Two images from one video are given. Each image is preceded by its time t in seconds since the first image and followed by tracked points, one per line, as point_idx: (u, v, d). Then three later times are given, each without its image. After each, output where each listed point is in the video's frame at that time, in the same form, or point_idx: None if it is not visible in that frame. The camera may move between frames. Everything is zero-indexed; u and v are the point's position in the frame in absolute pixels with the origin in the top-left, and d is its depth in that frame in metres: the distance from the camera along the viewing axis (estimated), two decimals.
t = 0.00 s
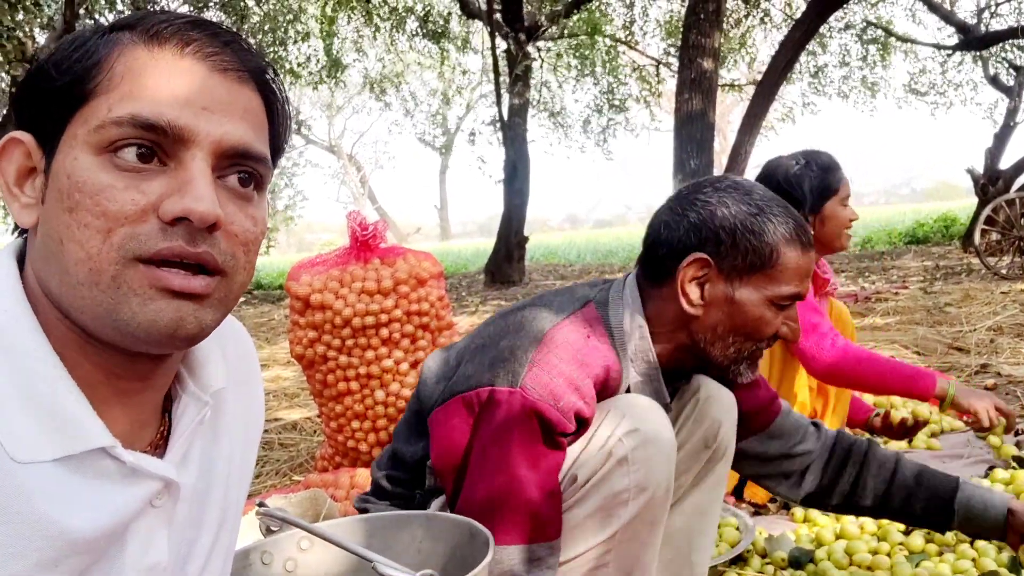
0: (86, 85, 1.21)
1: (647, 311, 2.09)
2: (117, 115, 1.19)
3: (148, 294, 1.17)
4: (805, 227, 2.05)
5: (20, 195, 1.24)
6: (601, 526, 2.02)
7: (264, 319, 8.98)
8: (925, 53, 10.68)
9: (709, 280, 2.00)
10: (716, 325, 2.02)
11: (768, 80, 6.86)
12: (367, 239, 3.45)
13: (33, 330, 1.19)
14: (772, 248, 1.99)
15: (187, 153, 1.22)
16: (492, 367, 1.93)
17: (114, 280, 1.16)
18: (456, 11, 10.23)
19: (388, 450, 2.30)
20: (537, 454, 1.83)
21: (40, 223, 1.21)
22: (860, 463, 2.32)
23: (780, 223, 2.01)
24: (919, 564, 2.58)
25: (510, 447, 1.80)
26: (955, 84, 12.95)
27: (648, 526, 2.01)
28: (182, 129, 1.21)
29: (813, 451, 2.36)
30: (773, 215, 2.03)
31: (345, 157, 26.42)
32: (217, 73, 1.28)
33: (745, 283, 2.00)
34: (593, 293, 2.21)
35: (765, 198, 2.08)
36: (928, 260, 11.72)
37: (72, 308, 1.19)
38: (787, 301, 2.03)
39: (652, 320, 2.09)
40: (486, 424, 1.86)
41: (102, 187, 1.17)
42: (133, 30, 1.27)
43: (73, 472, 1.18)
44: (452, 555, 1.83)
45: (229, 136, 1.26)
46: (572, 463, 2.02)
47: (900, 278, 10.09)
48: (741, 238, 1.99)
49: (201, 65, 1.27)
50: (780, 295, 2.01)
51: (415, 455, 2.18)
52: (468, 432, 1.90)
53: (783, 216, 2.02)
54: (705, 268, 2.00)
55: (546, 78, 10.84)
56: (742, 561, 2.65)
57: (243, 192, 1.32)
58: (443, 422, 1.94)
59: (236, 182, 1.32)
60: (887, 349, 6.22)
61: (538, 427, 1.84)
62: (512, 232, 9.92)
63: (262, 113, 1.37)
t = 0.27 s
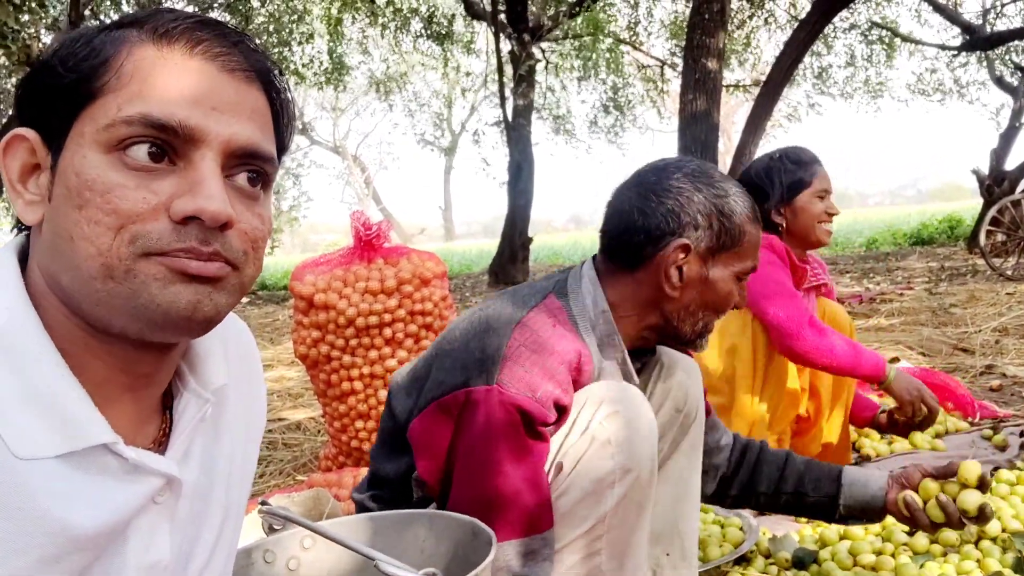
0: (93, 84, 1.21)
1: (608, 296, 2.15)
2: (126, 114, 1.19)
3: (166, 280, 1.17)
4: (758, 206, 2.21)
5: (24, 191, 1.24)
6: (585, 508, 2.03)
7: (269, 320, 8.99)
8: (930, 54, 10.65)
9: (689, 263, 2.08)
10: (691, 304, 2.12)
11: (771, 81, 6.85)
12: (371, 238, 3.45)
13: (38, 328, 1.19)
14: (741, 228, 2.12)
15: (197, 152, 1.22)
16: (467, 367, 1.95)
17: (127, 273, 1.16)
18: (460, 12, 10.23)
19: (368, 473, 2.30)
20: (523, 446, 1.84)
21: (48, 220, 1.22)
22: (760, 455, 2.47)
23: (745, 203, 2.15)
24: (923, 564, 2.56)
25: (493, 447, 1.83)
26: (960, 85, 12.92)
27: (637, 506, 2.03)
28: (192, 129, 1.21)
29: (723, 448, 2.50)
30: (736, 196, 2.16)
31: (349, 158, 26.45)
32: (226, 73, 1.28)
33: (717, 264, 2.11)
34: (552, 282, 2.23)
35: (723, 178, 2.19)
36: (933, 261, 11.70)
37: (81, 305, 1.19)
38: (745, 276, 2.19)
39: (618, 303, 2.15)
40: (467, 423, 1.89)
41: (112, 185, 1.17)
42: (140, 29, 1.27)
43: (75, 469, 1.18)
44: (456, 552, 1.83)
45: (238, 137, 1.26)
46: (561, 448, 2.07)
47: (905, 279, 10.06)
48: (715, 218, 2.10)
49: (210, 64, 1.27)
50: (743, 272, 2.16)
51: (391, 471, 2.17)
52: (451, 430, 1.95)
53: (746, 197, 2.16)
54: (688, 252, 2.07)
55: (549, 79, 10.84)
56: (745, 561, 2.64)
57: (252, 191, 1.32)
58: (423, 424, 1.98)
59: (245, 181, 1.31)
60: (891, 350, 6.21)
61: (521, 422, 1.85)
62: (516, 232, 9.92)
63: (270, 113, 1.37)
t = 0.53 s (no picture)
0: (91, 86, 1.20)
1: (578, 287, 2.24)
2: (126, 117, 1.19)
3: (164, 294, 1.19)
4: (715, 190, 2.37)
5: (21, 194, 1.24)
6: (573, 498, 2.05)
7: (273, 321, 8.99)
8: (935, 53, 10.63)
9: (663, 247, 2.22)
10: (664, 287, 2.26)
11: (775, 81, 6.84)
12: (375, 239, 3.44)
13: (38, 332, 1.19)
14: (706, 210, 2.28)
15: (199, 156, 1.22)
16: (442, 361, 2.02)
17: (129, 283, 1.17)
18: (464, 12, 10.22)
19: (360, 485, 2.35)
20: (501, 429, 1.88)
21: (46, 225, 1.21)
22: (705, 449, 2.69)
23: (706, 187, 2.31)
24: (928, 566, 2.55)
25: (473, 433, 1.88)
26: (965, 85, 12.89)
27: (626, 491, 2.07)
28: (193, 132, 1.21)
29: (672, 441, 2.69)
30: (697, 181, 2.31)
31: (353, 159, 26.48)
32: (226, 75, 1.28)
33: (686, 246, 2.26)
34: (517, 278, 2.29)
35: (683, 165, 2.34)
36: (938, 261, 11.67)
37: (82, 310, 1.19)
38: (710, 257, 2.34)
39: (589, 292, 2.24)
40: (449, 413, 1.95)
41: (113, 190, 1.17)
42: (138, 29, 1.27)
43: (73, 469, 1.18)
44: (457, 554, 1.83)
45: (238, 139, 1.26)
46: (544, 438, 2.11)
47: (909, 280, 10.04)
48: (685, 203, 2.24)
49: (210, 66, 1.27)
50: (708, 253, 2.31)
51: (378, 477, 2.24)
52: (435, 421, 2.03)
53: (706, 182, 2.32)
54: (662, 237, 2.20)
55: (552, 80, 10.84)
56: (748, 563, 2.63)
57: (252, 193, 1.33)
58: (406, 418, 2.05)
59: (245, 183, 1.32)
60: (895, 351, 6.20)
61: (498, 406, 1.91)
62: (520, 233, 9.91)
63: (268, 114, 1.37)
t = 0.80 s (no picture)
0: (98, 88, 1.21)
1: (580, 283, 2.24)
2: (133, 118, 1.20)
3: (171, 299, 1.19)
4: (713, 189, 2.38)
5: (27, 197, 1.24)
6: (581, 497, 2.06)
7: (281, 322, 9.01)
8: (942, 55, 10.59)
9: (664, 243, 2.23)
10: (665, 282, 2.26)
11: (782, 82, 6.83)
12: (382, 240, 3.45)
13: (46, 333, 1.19)
14: (706, 207, 2.29)
15: (205, 156, 1.23)
16: (452, 359, 2.03)
17: (136, 287, 1.18)
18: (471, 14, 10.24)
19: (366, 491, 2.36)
20: (512, 424, 1.88)
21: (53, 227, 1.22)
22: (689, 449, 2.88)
23: (705, 186, 2.32)
24: (936, 569, 2.55)
25: (485, 427, 1.89)
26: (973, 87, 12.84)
27: (636, 491, 2.07)
28: (199, 132, 1.22)
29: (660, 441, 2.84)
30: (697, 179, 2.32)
31: (361, 161, 26.54)
32: (231, 75, 1.29)
33: (687, 243, 2.26)
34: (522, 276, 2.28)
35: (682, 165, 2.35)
36: (947, 264, 11.62)
37: (90, 311, 1.20)
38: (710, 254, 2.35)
39: (592, 289, 2.25)
40: (460, 408, 1.96)
41: (120, 190, 1.18)
42: (144, 31, 1.27)
43: (83, 467, 1.18)
44: (464, 555, 1.83)
45: (244, 139, 1.27)
46: (555, 438, 2.12)
47: (918, 282, 10.00)
48: (687, 200, 2.25)
49: (215, 67, 1.27)
50: (708, 250, 2.32)
51: (385, 481, 2.26)
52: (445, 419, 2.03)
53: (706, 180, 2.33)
54: (663, 233, 2.21)
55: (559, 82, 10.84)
56: (756, 565, 2.63)
57: (258, 192, 1.33)
58: (418, 416, 2.05)
59: (251, 183, 1.32)
60: (903, 353, 6.18)
61: (509, 401, 1.91)
62: (527, 235, 9.91)
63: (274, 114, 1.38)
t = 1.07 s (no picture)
0: (111, 93, 1.23)
1: (595, 290, 2.24)
2: (144, 121, 1.21)
3: (181, 301, 1.21)
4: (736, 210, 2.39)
5: (45, 201, 1.27)
6: (594, 504, 2.05)
7: (295, 326, 9.05)
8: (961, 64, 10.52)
9: (685, 257, 2.23)
10: (681, 296, 2.26)
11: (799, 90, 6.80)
12: (397, 245, 3.47)
13: (64, 333, 1.21)
14: (729, 227, 2.29)
15: (215, 157, 1.24)
16: (466, 363, 2.04)
17: (147, 288, 1.20)
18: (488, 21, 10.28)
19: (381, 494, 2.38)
20: (523, 429, 1.88)
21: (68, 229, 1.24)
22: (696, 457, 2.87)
23: (730, 205, 2.33)
24: None
25: (497, 431, 1.89)
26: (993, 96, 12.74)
27: (648, 498, 2.07)
28: (209, 134, 1.23)
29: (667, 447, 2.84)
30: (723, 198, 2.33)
31: (377, 166, 26.66)
32: (242, 78, 1.30)
33: (706, 259, 2.27)
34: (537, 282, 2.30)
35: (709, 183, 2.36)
36: (964, 274, 11.53)
37: (104, 312, 1.21)
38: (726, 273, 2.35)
39: (607, 298, 2.24)
40: (473, 412, 1.96)
41: (131, 191, 1.19)
42: (157, 35, 1.29)
43: (104, 464, 1.20)
44: (476, 559, 1.83)
45: (255, 141, 1.27)
46: (567, 443, 2.11)
47: (935, 291, 9.92)
48: (712, 216, 2.26)
49: (226, 70, 1.28)
50: (725, 269, 2.33)
51: (399, 483, 2.26)
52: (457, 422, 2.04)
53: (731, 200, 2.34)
54: (685, 247, 2.21)
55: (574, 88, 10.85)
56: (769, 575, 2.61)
57: (269, 195, 1.34)
58: (433, 419, 2.07)
59: (261, 186, 1.33)
60: (920, 363, 6.13)
61: (521, 405, 1.92)
62: (542, 242, 9.91)
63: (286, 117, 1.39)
